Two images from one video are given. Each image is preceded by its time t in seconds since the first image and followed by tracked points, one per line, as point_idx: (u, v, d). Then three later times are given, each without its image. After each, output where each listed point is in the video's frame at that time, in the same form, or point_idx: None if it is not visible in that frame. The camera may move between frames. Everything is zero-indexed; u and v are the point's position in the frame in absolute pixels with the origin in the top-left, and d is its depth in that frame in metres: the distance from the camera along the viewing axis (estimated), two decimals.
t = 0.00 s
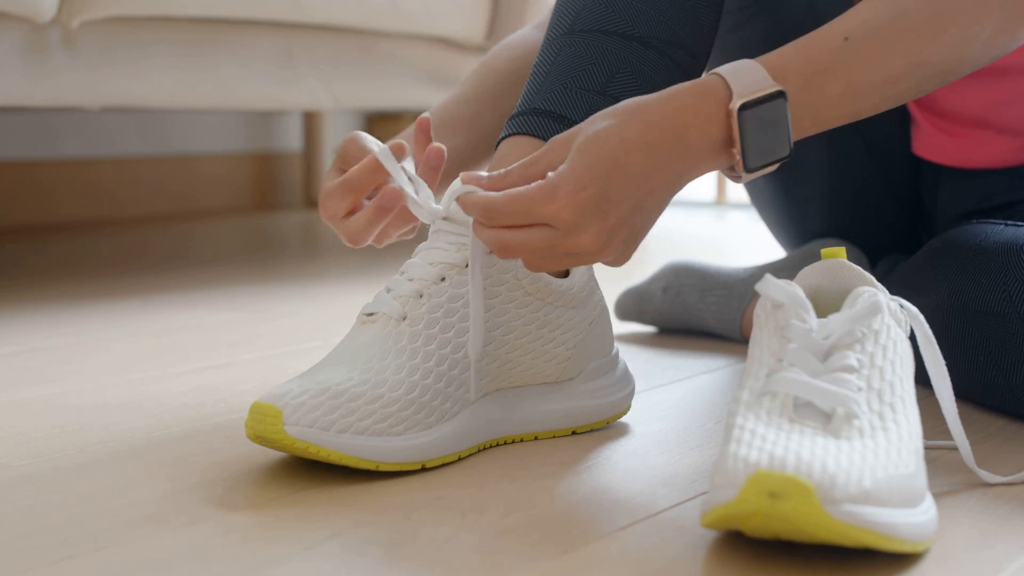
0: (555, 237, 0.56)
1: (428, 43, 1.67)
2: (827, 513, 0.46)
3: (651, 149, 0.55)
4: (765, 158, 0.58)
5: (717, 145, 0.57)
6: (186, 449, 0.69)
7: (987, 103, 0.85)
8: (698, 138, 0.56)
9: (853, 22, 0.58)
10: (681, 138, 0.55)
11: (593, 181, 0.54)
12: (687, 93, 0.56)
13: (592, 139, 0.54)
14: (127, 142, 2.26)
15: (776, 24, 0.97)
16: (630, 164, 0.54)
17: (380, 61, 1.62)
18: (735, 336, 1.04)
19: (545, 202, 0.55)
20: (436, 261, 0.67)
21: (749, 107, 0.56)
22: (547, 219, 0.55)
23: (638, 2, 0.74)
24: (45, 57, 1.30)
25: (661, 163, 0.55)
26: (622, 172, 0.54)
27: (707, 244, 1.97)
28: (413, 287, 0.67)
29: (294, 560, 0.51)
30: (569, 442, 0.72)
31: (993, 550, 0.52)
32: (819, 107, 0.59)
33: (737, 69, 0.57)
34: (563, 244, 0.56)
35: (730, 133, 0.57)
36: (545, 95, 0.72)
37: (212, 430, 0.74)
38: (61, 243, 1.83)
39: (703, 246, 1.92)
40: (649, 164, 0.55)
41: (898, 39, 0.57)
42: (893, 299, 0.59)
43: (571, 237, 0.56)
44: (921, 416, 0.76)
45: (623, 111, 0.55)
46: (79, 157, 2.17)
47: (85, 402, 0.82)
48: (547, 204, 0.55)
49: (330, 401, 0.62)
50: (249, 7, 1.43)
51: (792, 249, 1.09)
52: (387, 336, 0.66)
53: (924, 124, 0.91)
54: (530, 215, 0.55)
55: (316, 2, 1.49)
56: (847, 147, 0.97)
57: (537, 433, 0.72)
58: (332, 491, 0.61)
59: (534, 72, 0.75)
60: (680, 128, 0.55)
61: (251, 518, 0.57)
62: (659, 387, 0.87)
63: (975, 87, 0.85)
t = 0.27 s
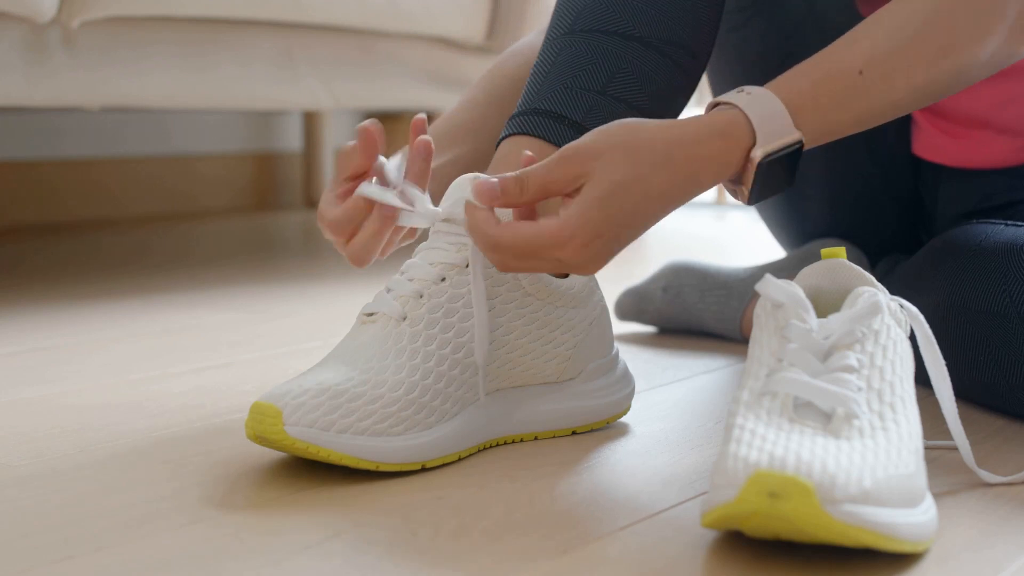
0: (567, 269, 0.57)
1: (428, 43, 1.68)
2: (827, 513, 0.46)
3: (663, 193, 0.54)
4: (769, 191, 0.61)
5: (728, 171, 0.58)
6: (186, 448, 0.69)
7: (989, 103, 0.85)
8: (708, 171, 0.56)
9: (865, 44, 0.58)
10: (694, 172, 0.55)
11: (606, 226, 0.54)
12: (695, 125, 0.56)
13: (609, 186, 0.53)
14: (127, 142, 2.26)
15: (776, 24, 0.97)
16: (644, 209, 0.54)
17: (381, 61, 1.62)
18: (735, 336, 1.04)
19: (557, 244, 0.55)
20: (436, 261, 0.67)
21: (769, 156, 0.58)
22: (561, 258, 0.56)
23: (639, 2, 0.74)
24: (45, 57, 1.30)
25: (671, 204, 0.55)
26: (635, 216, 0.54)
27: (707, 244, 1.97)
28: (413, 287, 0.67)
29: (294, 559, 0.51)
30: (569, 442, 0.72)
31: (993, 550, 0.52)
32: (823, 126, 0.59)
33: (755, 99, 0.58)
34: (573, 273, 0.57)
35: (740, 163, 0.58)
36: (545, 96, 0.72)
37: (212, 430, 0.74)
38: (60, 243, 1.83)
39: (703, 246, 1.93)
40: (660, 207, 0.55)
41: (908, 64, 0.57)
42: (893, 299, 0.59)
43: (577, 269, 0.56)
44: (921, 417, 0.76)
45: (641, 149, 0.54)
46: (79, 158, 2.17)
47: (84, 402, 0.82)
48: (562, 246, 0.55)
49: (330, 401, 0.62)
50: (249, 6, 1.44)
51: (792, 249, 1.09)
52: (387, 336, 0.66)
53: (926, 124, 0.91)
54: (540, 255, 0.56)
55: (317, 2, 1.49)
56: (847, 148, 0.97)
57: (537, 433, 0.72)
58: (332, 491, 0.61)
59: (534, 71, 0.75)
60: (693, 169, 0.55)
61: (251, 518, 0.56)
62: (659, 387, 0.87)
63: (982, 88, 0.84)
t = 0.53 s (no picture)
0: (592, 255, 0.56)
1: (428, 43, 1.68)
2: (827, 513, 0.46)
3: (690, 168, 0.54)
4: (814, 162, 0.57)
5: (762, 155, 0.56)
6: (186, 448, 0.69)
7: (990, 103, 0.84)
8: (738, 152, 0.55)
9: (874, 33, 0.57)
10: (719, 154, 0.54)
11: (626, 203, 0.54)
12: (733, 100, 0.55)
13: (624, 163, 0.53)
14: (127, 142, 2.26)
15: (776, 23, 0.97)
16: (667, 184, 0.54)
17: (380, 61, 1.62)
18: (735, 336, 1.04)
19: (582, 228, 0.55)
20: (436, 261, 0.67)
21: (795, 113, 0.55)
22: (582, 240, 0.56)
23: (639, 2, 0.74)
24: (45, 57, 1.30)
25: (700, 180, 0.55)
26: (658, 192, 0.54)
27: (707, 244, 1.97)
28: (413, 287, 0.67)
29: (294, 560, 0.51)
30: (569, 442, 0.72)
31: (994, 550, 0.52)
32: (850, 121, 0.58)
33: (779, 75, 0.56)
34: (602, 261, 0.57)
35: (772, 139, 0.56)
36: (545, 96, 0.72)
37: (212, 430, 0.74)
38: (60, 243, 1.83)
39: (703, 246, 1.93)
40: (687, 182, 0.54)
41: (925, 51, 0.56)
42: (893, 299, 0.59)
43: (608, 255, 0.56)
44: (922, 417, 0.76)
45: (655, 132, 0.54)
46: (79, 158, 2.17)
47: (85, 402, 0.82)
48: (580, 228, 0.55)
49: (330, 400, 0.61)
50: (249, 7, 1.44)
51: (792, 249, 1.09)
52: (387, 336, 0.66)
53: (926, 122, 0.90)
54: (566, 240, 0.56)
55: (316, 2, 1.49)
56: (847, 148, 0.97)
57: (537, 433, 0.72)
58: (332, 491, 0.61)
59: (534, 71, 0.75)
60: (723, 143, 0.54)
61: (251, 518, 0.56)
62: (659, 387, 0.87)
63: (982, 90, 0.84)
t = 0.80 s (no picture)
0: (589, 258, 0.55)
1: (428, 43, 1.68)
2: (828, 513, 0.46)
3: (688, 170, 0.54)
4: (812, 167, 0.58)
5: (758, 168, 0.57)
6: (187, 448, 0.69)
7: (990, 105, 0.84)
8: (735, 158, 0.55)
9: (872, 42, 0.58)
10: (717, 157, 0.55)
11: (624, 199, 0.54)
12: (727, 112, 0.56)
13: (622, 162, 0.54)
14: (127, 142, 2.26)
15: (775, 24, 0.97)
16: (665, 181, 0.54)
17: (380, 61, 1.62)
18: (735, 336, 1.04)
19: (578, 227, 0.54)
20: (436, 261, 0.67)
21: (784, 116, 0.56)
22: (580, 239, 0.54)
23: (640, 3, 0.74)
24: (45, 57, 1.30)
25: (699, 182, 0.55)
26: (657, 192, 0.54)
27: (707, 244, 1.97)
28: (414, 287, 0.67)
29: (295, 560, 0.51)
30: (569, 442, 0.72)
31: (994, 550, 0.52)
32: (853, 135, 0.59)
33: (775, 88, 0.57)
34: (598, 266, 0.56)
35: (769, 150, 0.57)
36: (546, 95, 0.72)
37: (212, 430, 0.74)
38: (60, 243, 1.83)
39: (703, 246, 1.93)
40: (686, 184, 0.54)
41: (921, 63, 0.57)
42: (893, 299, 0.59)
43: (604, 257, 0.55)
44: (922, 417, 0.76)
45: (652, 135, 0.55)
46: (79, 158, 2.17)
47: (85, 402, 0.82)
48: (578, 224, 0.54)
49: (330, 401, 0.61)
50: (249, 6, 1.44)
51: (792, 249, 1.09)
52: (387, 336, 0.66)
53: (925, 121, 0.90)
54: (564, 240, 0.55)
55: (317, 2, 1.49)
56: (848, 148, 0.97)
57: (537, 433, 0.72)
58: (332, 490, 0.61)
59: (534, 71, 0.75)
60: (720, 146, 0.55)
61: (252, 518, 0.57)
62: (659, 388, 0.87)
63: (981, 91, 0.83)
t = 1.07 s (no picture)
0: (587, 261, 0.56)
1: (428, 43, 1.68)
2: (827, 513, 0.46)
3: (678, 171, 0.55)
4: (803, 166, 0.57)
5: (757, 169, 0.57)
6: (187, 448, 0.69)
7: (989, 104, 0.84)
8: (730, 159, 0.56)
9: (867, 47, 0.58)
10: (709, 157, 0.55)
11: (614, 201, 0.55)
12: (720, 118, 0.57)
13: (613, 168, 0.56)
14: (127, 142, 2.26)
15: (776, 24, 0.97)
16: (657, 183, 0.55)
17: (380, 61, 1.62)
18: (735, 336, 1.04)
19: (573, 229, 0.56)
20: (436, 261, 0.67)
21: (772, 116, 0.56)
22: (575, 242, 0.56)
23: (640, 4, 0.74)
24: (45, 57, 1.30)
25: (690, 182, 0.55)
26: (648, 193, 0.55)
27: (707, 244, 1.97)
28: (414, 287, 0.67)
29: (294, 559, 0.51)
30: (569, 442, 0.72)
31: (994, 551, 0.52)
32: (851, 148, 0.59)
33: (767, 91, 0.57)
34: (598, 269, 0.56)
35: (762, 150, 0.57)
36: (545, 95, 0.72)
37: (212, 430, 0.74)
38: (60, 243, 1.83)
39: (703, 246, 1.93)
40: (679, 184, 0.55)
41: (915, 67, 0.57)
42: (893, 299, 0.59)
43: (602, 261, 0.56)
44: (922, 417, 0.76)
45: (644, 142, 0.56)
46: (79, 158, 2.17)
47: (85, 402, 0.82)
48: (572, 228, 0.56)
49: (330, 400, 0.61)
50: (249, 6, 1.44)
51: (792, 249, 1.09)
52: (387, 336, 0.66)
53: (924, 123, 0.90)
54: (559, 244, 0.56)
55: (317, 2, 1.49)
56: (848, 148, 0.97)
57: (537, 433, 0.72)
58: (332, 490, 0.61)
59: (534, 71, 0.75)
60: (709, 148, 0.56)
61: (251, 518, 0.56)
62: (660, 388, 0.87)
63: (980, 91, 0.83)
